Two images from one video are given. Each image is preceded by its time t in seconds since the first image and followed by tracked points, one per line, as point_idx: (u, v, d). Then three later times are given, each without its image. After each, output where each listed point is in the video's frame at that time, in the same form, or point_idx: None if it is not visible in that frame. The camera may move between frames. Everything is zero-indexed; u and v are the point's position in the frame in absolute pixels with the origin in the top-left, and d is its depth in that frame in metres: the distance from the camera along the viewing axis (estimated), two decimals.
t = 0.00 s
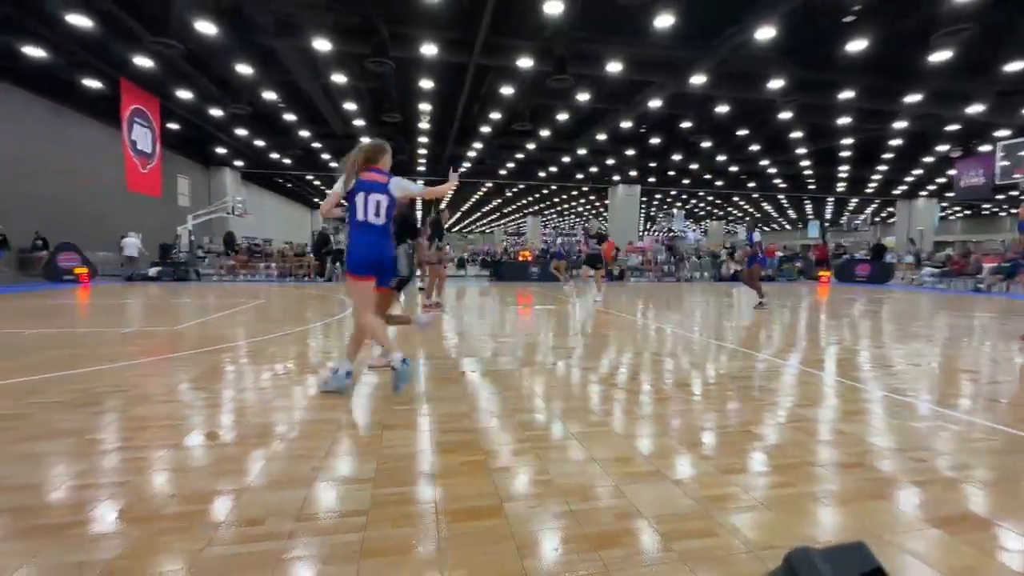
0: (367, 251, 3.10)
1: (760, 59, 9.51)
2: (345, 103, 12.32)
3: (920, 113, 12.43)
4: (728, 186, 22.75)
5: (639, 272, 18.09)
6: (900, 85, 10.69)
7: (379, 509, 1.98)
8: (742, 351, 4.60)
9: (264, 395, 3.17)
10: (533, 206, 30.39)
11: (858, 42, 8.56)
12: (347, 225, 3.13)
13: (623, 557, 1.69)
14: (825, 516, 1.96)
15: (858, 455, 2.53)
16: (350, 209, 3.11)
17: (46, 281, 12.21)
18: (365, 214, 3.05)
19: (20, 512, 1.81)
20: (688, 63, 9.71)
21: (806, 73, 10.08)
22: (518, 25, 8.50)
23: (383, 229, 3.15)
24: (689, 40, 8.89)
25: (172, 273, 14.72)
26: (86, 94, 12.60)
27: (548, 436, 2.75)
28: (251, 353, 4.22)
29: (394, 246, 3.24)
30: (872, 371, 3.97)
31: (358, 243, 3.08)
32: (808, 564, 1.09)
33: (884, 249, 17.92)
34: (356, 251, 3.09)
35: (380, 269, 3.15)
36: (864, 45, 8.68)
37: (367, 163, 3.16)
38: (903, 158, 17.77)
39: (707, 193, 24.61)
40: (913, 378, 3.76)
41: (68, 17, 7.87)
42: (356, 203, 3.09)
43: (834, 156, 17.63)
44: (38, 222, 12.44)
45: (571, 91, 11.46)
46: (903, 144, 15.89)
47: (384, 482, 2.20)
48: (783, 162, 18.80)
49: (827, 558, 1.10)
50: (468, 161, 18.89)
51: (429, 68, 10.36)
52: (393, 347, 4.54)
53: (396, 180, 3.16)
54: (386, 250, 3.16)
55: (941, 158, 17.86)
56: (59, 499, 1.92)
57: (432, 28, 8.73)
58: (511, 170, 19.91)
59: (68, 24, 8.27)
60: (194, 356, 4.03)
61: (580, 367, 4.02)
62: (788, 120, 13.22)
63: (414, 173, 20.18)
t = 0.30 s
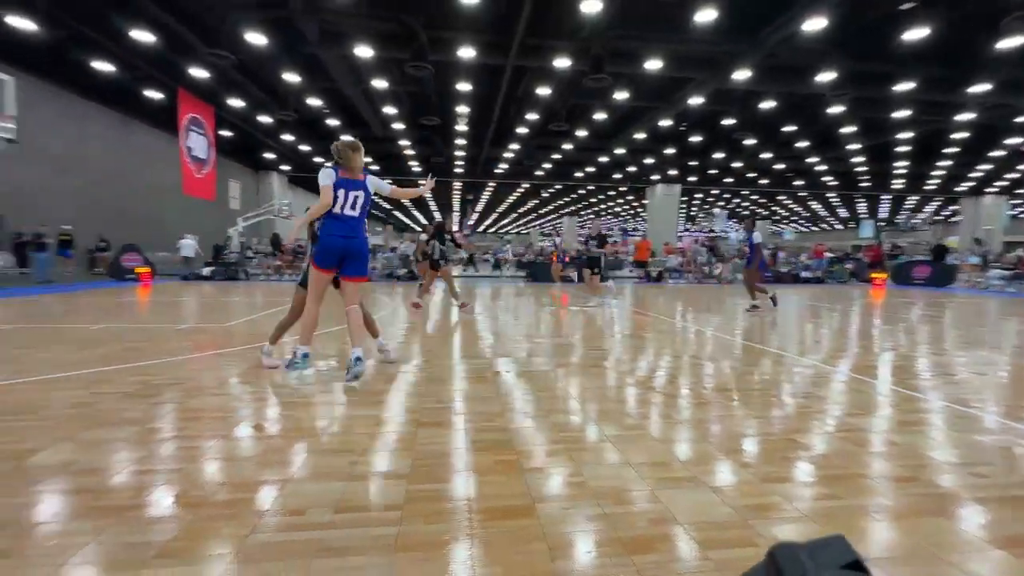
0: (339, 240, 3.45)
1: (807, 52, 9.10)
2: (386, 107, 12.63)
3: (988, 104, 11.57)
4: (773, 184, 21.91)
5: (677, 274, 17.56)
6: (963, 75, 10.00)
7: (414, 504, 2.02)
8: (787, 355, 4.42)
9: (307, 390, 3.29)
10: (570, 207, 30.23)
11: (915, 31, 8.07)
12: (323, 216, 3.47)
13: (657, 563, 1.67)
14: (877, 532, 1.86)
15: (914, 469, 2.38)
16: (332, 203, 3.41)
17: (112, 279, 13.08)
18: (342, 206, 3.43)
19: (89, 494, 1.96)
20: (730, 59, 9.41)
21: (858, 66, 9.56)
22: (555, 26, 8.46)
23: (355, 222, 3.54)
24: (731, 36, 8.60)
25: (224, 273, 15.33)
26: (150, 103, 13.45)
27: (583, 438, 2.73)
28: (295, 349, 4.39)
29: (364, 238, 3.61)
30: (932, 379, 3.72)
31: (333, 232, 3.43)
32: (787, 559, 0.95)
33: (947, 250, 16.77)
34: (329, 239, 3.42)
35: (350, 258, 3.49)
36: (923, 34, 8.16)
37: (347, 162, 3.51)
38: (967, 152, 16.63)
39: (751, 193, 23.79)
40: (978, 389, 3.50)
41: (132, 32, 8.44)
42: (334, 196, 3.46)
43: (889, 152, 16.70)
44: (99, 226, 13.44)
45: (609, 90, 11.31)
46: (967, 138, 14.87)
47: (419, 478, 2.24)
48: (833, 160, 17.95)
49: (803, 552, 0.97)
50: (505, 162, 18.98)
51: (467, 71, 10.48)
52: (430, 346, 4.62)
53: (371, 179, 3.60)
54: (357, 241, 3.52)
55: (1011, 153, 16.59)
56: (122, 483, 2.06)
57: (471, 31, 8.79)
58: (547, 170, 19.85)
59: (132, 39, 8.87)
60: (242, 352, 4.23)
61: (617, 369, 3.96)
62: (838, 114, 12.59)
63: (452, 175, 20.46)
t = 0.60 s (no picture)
0: (333, 256, 3.70)
1: (862, 43, 8.63)
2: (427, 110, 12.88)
3: None
4: (826, 182, 20.91)
5: (720, 276, 16.56)
6: None
7: (449, 501, 2.05)
8: (840, 362, 4.20)
9: (349, 386, 3.40)
10: (611, 207, 29.86)
11: (986, 16, 7.50)
12: (318, 232, 3.71)
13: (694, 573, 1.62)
14: (938, 552, 1.74)
15: (982, 487, 2.21)
16: (324, 221, 3.64)
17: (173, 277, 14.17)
18: (332, 225, 3.64)
19: (151, 478, 2.11)
20: (779, 52, 9.02)
21: (921, 55, 8.98)
22: (595, 26, 8.38)
23: (349, 238, 3.75)
24: (780, 29, 8.25)
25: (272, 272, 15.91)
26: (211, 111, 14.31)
27: (621, 442, 2.69)
28: (339, 347, 4.55)
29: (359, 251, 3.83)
30: (1002, 391, 3.46)
31: (326, 251, 3.67)
32: (762, 560, 0.77)
33: None
34: (324, 255, 3.69)
35: (343, 271, 3.76)
36: (995, 19, 7.57)
37: (341, 181, 3.71)
38: None
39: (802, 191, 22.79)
40: None
41: (193, 45, 9.17)
42: (327, 215, 3.67)
43: (956, 146, 15.62)
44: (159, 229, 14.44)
45: (650, 88, 11.10)
46: None
47: (455, 475, 2.28)
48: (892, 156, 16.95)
49: (778, 545, 0.80)
50: (544, 162, 18.96)
51: (506, 73, 10.54)
52: (468, 346, 4.68)
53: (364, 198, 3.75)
54: (351, 256, 3.76)
55: None
56: (180, 469, 2.20)
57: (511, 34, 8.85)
58: (587, 171, 19.69)
59: (193, 54, 9.60)
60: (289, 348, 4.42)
61: (657, 373, 3.89)
62: (898, 107, 11.88)
63: (491, 176, 20.64)
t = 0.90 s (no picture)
0: (370, 263, 4.03)
1: (934, 30, 8.00)
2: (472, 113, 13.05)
3: None
4: (893, 179, 19.56)
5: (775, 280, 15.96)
6: None
7: (488, 499, 2.07)
8: (906, 371, 3.92)
9: (394, 383, 3.50)
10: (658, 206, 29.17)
11: None
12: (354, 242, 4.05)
13: None
14: None
15: None
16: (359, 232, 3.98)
17: (233, 276, 15.09)
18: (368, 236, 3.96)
19: (212, 464, 2.25)
20: (840, 43, 8.51)
21: (1003, 39, 8.22)
22: (642, 22, 8.20)
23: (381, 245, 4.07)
24: (841, 18, 7.77)
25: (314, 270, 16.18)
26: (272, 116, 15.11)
27: (666, 448, 2.62)
28: (385, 345, 4.68)
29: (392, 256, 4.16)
30: None
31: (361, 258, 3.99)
32: (766, 558, 0.92)
33: None
34: (362, 262, 4.01)
35: (379, 275, 4.07)
36: None
37: (369, 194, 4.05)
38: None
39: (866, 189, 21.41)
40: None
41: (254, 57, 9.75)
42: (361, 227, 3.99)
43: None
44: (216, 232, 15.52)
45: (699, 85, 10.73)
46: None
47: (495, 474, 2.30)
48: (969, 149, 15.65)
49: (780, 545, 0.96)
50: (589, 162, 18.77)
51: (549, 74, 10.52)
52: (511, 346, 4.71)
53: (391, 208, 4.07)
54: (385, 261, 4.08)
55: None
56: (238, 457, 2.33)
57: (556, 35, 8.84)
58: (632, 170, 19.30)
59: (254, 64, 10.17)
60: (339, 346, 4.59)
61: (704, 377, 3.77)
62: (975, 97, 10.94)
63: (535, 177, 20.65)
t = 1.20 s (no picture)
0: (419, 254, 4.78)
1: None
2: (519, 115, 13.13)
3: None
4: (977, 174, 17.94)
5: (836, 282, 14.70)
6: None
7: (530, 499, 2.08)
8: (990, 384, 3.58)
9: (440, 381, 3.58)
10: (713, 206, 28.19)
11: None
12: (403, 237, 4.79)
13: None
14: None
15: None
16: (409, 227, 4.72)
17: (291, 276, 15.81)
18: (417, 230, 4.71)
19: (272, 453, 2.39)
20: (915, 27, 7.88)
21: None
22: (695, 16, 7.96)
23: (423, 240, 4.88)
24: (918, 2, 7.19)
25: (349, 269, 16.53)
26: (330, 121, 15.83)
27: (716, 456, 2.53)
28: (432, 343, 4.79)
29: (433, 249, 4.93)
30: None
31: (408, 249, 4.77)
32: (753, 556, 0.71)
33: None
34: (412, 254, 4.76)
35: (425, 265, 4.83)
36: None
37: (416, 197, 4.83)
38: None
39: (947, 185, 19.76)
40: None
41: (312, 66, 10.36)
42: (412, 223, 4.75)
43: None
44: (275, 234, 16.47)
45: (755, 79, 10.28)
46: None
47: (537, 474, 2.30)
48: None
49: (767, 541, 0.76)
50: (638, 161, 18.41)
51: (597, 73, 10.42)
52: (556, 347, 4.71)
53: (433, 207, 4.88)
54: (429, 252, 4.85)
55: None
56: (295, 447, 2.46)
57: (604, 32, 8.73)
58: (683, 169, 18.74)
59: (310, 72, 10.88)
60: (388, 343, 4.75)
61: (758, 384, 3.60)
62: None
63: (582, 177, 20.48)
